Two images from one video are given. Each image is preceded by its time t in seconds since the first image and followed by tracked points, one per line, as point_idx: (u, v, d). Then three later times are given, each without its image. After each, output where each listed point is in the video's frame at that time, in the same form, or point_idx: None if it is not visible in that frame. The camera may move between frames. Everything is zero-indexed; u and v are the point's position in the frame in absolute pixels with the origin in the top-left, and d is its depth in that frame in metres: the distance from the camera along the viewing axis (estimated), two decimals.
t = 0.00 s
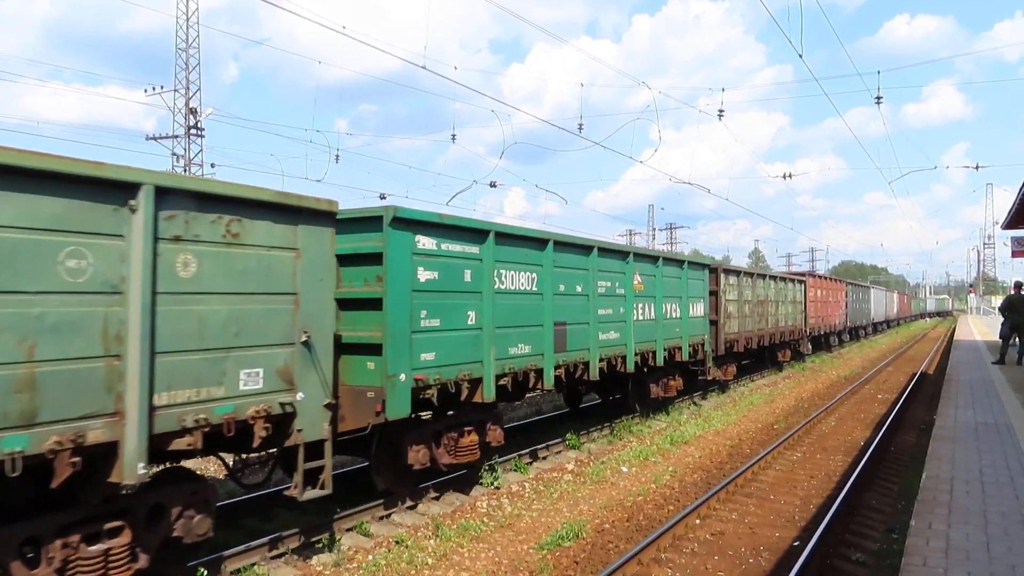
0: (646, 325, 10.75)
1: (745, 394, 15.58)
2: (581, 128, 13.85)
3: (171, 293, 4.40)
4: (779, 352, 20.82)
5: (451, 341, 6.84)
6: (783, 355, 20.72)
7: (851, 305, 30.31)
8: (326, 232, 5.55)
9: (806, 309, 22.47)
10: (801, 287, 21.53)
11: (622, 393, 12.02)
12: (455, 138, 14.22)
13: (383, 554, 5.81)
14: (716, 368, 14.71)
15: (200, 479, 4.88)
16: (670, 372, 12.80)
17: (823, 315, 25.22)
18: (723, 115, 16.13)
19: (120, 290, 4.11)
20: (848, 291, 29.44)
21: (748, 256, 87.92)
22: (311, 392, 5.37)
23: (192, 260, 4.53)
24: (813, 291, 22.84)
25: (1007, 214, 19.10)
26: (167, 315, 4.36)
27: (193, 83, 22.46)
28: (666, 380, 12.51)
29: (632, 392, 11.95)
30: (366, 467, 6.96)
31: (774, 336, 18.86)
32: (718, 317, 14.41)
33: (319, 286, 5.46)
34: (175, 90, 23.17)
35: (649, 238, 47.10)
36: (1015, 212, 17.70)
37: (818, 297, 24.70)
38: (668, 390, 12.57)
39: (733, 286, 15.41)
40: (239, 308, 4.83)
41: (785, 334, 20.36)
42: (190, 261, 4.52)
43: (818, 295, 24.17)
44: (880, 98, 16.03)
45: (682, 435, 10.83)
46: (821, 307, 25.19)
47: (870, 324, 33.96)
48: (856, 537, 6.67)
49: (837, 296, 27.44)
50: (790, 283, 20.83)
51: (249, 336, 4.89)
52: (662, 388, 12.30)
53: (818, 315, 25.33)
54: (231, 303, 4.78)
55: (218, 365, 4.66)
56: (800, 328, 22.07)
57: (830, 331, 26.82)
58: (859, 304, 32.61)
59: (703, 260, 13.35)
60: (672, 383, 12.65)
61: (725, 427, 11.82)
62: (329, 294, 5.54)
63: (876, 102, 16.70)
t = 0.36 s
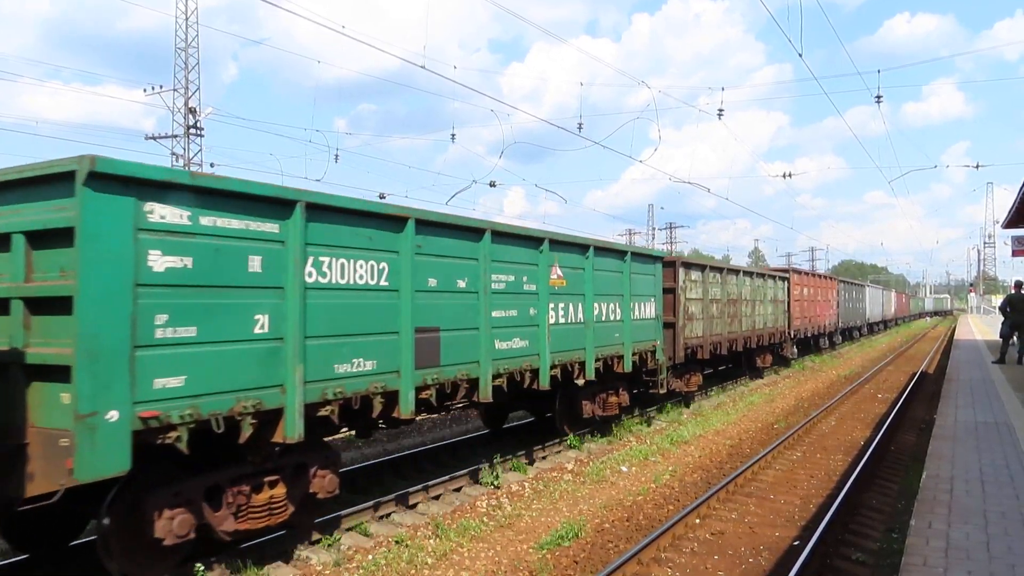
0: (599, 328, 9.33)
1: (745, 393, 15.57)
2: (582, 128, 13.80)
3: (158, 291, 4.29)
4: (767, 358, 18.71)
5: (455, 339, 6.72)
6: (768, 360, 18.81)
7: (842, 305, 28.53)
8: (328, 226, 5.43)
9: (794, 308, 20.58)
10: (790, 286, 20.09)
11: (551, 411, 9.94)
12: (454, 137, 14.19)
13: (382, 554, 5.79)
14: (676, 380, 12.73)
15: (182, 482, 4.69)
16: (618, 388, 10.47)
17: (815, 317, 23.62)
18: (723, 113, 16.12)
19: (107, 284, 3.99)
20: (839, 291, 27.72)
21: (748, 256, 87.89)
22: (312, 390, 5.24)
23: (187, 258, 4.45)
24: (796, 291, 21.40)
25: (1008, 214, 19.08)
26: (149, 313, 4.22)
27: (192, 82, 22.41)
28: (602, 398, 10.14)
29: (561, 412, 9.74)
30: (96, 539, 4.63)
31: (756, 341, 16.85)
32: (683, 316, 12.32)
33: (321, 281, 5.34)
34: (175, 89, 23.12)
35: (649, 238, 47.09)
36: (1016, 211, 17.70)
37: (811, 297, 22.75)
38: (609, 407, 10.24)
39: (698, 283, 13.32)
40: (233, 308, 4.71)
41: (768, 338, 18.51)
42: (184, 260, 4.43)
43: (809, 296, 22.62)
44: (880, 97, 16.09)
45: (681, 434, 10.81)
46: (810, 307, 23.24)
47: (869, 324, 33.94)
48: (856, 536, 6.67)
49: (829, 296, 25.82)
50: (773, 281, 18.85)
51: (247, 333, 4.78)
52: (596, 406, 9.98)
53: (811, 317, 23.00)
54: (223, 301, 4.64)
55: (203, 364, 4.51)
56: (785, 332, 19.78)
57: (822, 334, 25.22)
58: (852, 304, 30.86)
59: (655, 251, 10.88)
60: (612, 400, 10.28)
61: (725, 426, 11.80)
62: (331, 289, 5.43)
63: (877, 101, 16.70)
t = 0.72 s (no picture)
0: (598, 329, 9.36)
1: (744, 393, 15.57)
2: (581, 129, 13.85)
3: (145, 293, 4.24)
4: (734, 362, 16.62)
5: (447, 340, 6.72)
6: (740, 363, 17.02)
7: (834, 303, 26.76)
8: (316, 227, 5.41)
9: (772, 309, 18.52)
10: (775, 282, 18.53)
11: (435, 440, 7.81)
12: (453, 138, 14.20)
13: (382, 554, 5.80)
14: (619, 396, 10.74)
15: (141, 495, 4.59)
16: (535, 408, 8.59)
17: (803, 316, 22.04)
18: (722, 114, 16.16)
19: (91, 285, 3.96)
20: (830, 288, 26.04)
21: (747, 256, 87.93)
22: (303, 393, 5.25)
23: (177, 261, 4.42)
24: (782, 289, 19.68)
25: (1007, 214, 19.11)
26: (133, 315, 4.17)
27: (192, 83, 22.39)
28: (506, 421, 8.08)
29: (447, 441, 7.62)
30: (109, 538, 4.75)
31: (723, 345, 14.76)
32: (624, 319, 10.06)
33: (310, 282, 5.33)
34: (176, 90, 23.11)
35: (648, 238, 47.08)
36: (1015, 212, 17.74)
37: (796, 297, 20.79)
38: (520, 433, 8.20)
39: (643, 280, 10.98)
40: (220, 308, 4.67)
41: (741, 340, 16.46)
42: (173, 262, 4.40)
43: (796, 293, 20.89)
44: (879, 97, 16.13)
45: (681, 435, 10.81)
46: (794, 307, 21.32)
47: (869, 324, 33.95)
48: (855, 537, 6.67)
49: (817, 294, 24.26)
50: (747, 278, 16.81)
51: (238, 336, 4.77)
52: (498, 433, 7.90)
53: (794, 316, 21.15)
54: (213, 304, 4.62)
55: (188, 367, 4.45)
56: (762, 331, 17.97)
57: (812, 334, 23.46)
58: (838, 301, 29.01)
59: (579, 239, 9.13)
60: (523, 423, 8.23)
61: (724, 427, 11.80)
62: (320, 290, 5.42)
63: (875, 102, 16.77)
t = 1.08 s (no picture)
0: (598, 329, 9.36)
1: (744, 393, 15.57)
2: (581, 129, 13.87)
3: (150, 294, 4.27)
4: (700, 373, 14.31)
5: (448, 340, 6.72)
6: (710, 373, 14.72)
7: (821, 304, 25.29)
8: (309, 225, 5.33)
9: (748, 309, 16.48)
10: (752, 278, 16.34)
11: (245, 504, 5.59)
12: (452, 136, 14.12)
13: (382, 555, 5.80)
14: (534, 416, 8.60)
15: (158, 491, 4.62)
16: (398, 443, 6.39)
17: (788, 316, 20.57)
18: (722, 114, 16.18)
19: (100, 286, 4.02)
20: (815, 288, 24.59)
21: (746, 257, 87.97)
22: (296, 392, 5.18)
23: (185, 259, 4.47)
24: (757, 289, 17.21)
25: (1006, 215, 19.11)
26: (139, 316, 4.19)
27: (191, 83, 22.39)
28: (343, 465, 5.82)
29: (250, 492, 5.44)
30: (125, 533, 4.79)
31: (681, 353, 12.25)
32: (535, 323, 8.04)
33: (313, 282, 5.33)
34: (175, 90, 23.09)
35: (647, 238, 47.08)
36: (1014, 212, 17.74)
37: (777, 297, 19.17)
38: (360, 481, 5.94)
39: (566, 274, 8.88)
40: (222, 312, 4.70)
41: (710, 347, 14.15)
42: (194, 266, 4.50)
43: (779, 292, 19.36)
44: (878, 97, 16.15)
45: (681, 435, 10.81)
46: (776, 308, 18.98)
47: (868, 325, 33.97)
48: (854, 537, 6.68)
49: (801, 293, 22.85)
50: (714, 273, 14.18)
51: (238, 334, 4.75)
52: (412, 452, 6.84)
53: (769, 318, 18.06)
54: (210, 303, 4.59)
55: (197, 364, 4.49)
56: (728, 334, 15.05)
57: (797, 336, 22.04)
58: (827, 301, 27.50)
59: (463, 222, 6.98)
60: (372, 466, 6.04)
61: (724, 427, 11.80)
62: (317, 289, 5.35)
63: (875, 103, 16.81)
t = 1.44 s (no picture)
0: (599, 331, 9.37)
1: (742, 394, 15.59)
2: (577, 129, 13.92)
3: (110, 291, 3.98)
4: (655, 385, 11.91)
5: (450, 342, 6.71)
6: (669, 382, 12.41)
7: (810, 303, 23.14)
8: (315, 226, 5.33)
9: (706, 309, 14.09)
10: (720, 276, 14.40)
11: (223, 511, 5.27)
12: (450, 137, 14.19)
13: (381, 555, 5.80)
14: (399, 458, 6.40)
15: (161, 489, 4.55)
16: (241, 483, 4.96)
17: (767, 319, 18.36)
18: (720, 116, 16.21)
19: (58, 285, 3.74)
20: (804, 285, 22.97)
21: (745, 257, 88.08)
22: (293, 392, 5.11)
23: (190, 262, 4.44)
24: (730, 286, 15.41)
25: (1004, 216, 19.14)
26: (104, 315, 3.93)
27: (191, 83, 22.45)
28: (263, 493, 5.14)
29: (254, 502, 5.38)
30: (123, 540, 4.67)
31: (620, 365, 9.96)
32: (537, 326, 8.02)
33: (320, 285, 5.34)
34: (175, 91, 23.09)
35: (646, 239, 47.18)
36: (1012, 213, 17.76)
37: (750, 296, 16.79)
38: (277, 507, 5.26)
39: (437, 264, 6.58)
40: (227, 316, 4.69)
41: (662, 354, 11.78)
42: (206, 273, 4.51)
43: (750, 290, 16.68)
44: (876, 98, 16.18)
45: (680, 435, 10.84)
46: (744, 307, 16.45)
47: (866, 325, 34.04)
48: (854, 537, 6.68)
49: (784, 292, 20.25)
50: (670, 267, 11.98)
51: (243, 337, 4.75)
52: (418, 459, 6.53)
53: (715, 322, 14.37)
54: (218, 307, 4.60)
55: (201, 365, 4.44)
56: (683, 341, 12.35)
57: (782, 338, 19.76)
58: (817, 303, 24.50)
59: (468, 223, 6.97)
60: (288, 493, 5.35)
61: (723, 427, 11.82)
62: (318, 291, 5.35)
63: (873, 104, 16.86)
